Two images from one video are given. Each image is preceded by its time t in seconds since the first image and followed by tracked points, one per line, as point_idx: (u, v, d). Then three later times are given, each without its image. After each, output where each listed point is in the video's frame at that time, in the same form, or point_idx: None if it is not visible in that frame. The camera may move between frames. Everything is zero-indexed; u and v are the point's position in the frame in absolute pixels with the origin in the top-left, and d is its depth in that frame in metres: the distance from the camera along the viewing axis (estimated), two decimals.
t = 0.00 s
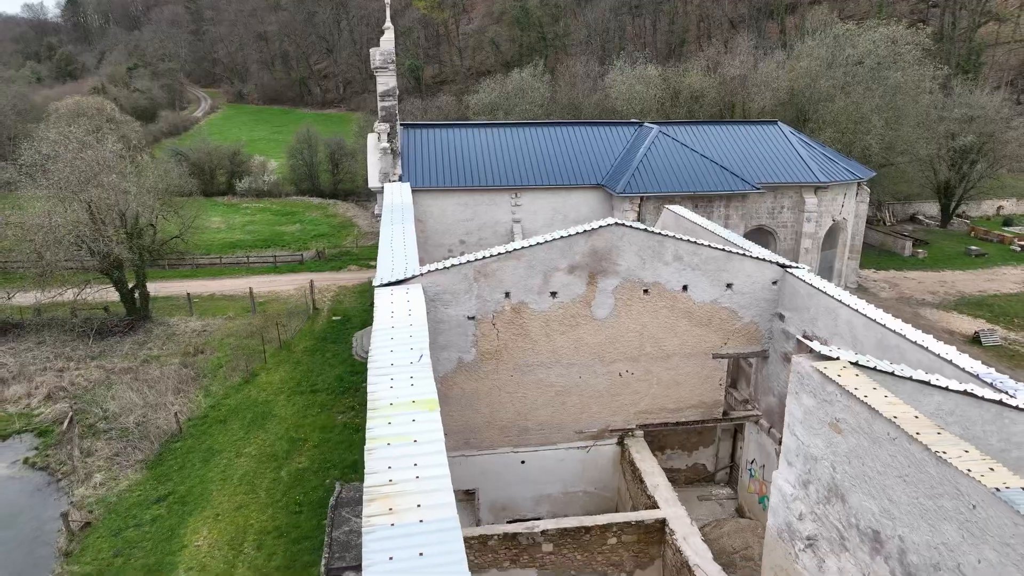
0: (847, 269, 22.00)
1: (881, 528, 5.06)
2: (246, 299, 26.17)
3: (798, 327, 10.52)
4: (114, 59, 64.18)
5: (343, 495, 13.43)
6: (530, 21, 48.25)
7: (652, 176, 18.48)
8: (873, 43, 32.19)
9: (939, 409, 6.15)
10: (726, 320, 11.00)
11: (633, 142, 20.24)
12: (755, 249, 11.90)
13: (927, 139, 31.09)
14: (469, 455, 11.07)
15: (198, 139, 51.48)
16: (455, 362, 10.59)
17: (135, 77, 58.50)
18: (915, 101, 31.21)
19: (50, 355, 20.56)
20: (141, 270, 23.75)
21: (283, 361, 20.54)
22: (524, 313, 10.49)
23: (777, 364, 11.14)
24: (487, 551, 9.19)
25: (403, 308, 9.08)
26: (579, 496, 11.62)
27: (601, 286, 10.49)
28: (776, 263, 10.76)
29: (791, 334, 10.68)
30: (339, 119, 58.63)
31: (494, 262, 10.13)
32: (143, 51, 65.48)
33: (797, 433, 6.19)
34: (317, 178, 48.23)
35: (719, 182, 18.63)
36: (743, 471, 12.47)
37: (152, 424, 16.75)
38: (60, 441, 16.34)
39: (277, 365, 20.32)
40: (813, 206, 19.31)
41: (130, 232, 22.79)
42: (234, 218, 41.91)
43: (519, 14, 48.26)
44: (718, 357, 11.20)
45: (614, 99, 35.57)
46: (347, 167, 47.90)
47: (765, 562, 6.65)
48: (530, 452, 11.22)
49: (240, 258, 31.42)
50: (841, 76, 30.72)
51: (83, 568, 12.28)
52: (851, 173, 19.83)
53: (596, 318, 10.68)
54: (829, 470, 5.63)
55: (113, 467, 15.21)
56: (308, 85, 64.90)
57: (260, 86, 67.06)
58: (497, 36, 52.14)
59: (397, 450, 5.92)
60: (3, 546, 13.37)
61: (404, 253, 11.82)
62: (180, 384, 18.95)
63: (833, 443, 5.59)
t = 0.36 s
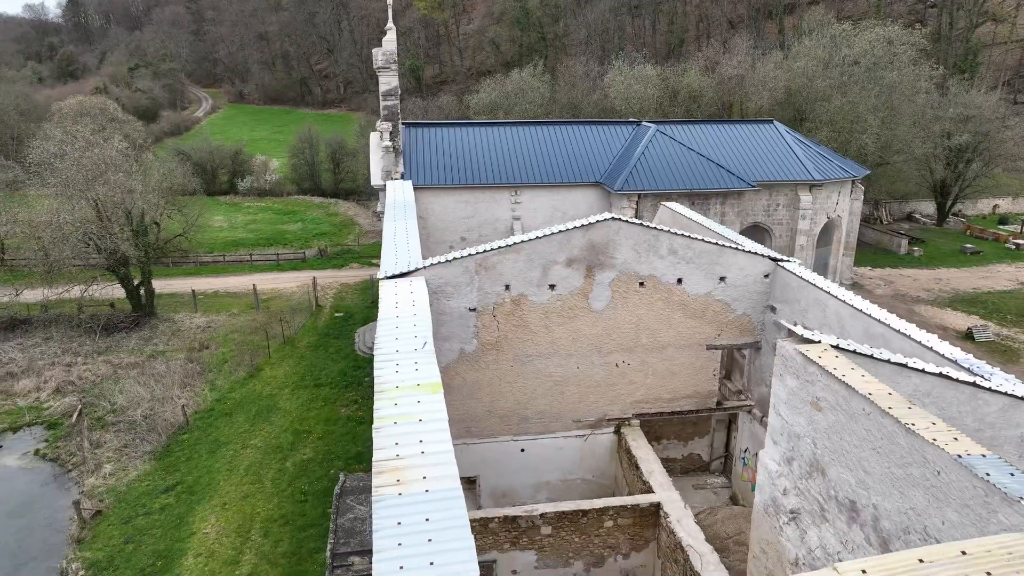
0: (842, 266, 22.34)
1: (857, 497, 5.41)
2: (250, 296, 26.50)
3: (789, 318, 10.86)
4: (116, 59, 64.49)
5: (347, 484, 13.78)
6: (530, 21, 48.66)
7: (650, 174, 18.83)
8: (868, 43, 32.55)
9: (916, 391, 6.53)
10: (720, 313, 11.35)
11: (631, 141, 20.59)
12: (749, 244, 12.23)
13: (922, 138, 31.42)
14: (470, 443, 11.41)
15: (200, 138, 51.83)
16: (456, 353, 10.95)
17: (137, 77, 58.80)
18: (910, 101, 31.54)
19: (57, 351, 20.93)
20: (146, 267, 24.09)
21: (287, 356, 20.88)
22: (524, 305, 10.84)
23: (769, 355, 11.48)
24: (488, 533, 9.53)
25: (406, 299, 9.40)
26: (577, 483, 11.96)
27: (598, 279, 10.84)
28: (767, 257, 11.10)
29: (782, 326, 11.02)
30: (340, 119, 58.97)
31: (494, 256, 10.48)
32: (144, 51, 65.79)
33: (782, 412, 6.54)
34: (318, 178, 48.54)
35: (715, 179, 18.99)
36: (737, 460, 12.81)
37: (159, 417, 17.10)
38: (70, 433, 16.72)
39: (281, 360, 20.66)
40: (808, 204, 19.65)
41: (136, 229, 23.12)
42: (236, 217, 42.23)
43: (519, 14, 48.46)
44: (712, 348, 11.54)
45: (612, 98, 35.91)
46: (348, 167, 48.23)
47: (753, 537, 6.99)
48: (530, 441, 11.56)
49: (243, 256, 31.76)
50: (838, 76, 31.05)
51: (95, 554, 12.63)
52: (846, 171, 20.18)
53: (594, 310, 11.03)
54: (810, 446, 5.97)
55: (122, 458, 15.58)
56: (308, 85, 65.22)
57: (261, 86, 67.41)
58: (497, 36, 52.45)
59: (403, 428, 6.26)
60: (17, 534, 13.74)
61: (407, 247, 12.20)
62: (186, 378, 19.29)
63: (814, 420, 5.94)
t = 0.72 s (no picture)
0: (836, 263, 22.71)
1: (835, 470, 5.77)
2: (253, 293, 26.84)
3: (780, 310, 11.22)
4: (117, 59, 64.82)
5: (352, 473, 14.14)
6: (530, 21, 49.03)
7: (647, 171, 19.20)
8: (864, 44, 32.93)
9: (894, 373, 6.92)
10: (713, 305, 11.71)
11: (628, 139, 20.95)
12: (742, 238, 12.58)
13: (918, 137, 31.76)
14: (472, 432, 11.81)
15: (202, 138, 52.18)
16: (458, 343, 11.32)
17: (139, 77, 59.14)
18: (906, 100, 31.91)
19: (66, 346, 21.31)
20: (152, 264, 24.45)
21: (290, 351, 21.25)
22: (523, 297, 11.19)
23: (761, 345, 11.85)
24: (489, 515, 9.89)
25: (411, 291, 9.74)
26: (575, 470, 12.32)
27: (595, 272, 11.20)
28: (759, 250, 11.47)
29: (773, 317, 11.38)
30: (341, 119, 59.31)
31: (495, 249, 10.84)
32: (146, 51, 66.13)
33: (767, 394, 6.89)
34: (320, 177, 48.89)
35: (712, 177, 19.37)
36: (731, 449, 13.17)
37: (166, 410, 17.44)
38: (79, 425, 17.11)
39: (285, 354, 21.02)
40: (802, 201, 20.02)
41: (142, 226, 23.45)
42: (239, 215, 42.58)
43: (519, 14, 49.10)
44: (706, 340, 11.90)
45: (611, 98, 36.26)
46: (349, 166, 48.58)
47: (741, 513, 7.35)
48: (529, 429, 11.93)
49: (246, 254, 32.12)
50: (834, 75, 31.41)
51: (107, 540, 13.00)
52: (840, 169, 20.57)
53: (591, 302, 11.39)
54: (793, 424, 6.34)
55: (131, 449, 15.97)
56: (309, 85, 65.54)
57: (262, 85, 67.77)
58: (497, 36, 52.85)
59: (409, 408, 6.62)
60: (30, 522, 14.09)
61: (409, 243, 12.54)
62: (192, 372, 19.65)
63: (796, 400, 6.30)
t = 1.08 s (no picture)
0: (831, 259, 23.08)
1: (816, 443, 6.15)
2: (257, 289, 27.22)
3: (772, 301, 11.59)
4: (119, 58, 65.14)
5: (356, 462, 14.52)
6: (529, 21, 49.25)
7: (645, 168, 19.58)
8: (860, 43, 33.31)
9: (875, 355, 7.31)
10: (707, 297, 12.08)
11: (626, 138, 21.32)
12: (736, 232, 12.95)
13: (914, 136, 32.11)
14: (474, 419, 12.17)
15: (204, 137, 52.53)
16: (460, 334, 11.70)
17: (140, 77, 59.46)
18: (901, 99, 32.28)
19: (74, 340, 21.70)
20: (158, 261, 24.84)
21: (294, 346, 21.62)
22: (522, 289, 11.57)
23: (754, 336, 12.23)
24: (490, 497, 10.27)
25: (415, 282, 10.10)
26: (573, 457, 12.70)
27: (593, 264, 11.58)
28: (752, 244, 11.85)
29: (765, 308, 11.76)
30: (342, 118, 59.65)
31: (495, 242, 11.22)
32: (147, 51, 66.45)
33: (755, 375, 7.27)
34: (321, 176, 49.26)
35: (708, 174, 19.75)
36: (725, 437, 13.54)
37: (174, 402, 17.84)
38: (89, 416, 17.51)
39: (289, 349, 21.39)
40: (797, 198, 20.40)
41: (148, 223, 23.81)
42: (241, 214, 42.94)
43: (519, 14, 49.16)
44: (701, 331, 12.29)
45: (610, 97, 36.61)
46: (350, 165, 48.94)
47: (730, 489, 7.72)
48: (529, 417, 12.31)
49: (249, 251, 32.48)
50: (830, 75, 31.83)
51: (119, 526, 13.38)
52: (834, 166, 20.94)
53: (589, 294, 11.78)
54: (778, 402, 6.73)
55: (140, 439, 16.36)
56: (309, 85, 65.81)
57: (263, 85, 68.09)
58: (497, 36, 53.26)
59: (415, 387, 7.00)
60: (42, 510, 14.46)
61: (412, 237, 12.92)
62: (198, 366, 20.03)
63: (781, 379, 6.69)
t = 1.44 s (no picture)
0: (825, 253, 23.47)
1: (799, 414, 6.50)
2: (260, 285, 27.57)
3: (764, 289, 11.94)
4: (120, 58, 65.47)
5: (360, 449, 14.89)
6: (529, 21, 49.59)
7: (642, 164, 19.95)
8: (856, 42, 33.65)
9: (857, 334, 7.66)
10: (701, 286, 12.43)
11: (624, 134, 21.66)
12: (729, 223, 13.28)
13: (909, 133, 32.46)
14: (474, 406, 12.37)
15: (206, 135, 52.88)
16: (461, 321, 12.07)
17: (142, 76, 59.81)
18: (897, 97, 32.64)
19: (81, 333, 22.05)
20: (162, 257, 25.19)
21: (298, 339, 21.98)
22: (522, 278, 11.94)
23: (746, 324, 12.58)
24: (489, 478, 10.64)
25: (417, 270, 10.43)
26: (572, 442, 12.95)
27: (590, 254, 11.94)
28: (745, 234, 12.17)
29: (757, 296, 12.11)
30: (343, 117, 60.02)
31: (495, 232, 11.56)
32: (148, 50, 66.80)
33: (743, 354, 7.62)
34: (322, 174, 49.61)
35: (704, 169, 20.12)
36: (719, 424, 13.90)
37: (180, 392, 18.20)
38: (97, 406, 17.89)
39: (292, 342, 21.75)
40: (792, 192, 20.77)
41: (153, 219, 24.14)
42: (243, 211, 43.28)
43: (519, 14, 49.53)
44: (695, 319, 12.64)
45: (608, 95, 36.94)
46: (351, 163, 49.30)
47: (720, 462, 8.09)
48: (528, 403, 12.53)
49: (252, 247, 32.81)
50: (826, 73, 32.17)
51: (129, 510, 13.76)
52: (828, 162, 21.32)
53: (586, 283, 12.15)
54: (764, 377, 7.09)
55: (148, 428, 16.72)
56: (310, 84, 66.04)
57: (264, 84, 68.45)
58: (498, 35, 53.66)
59: (419, 364, 7.34)
60: (53, 496, 14.81)
61: (414, 229, 13.28)
62: (204, 358, 20.39)
63: (767, 355, 7.05)
